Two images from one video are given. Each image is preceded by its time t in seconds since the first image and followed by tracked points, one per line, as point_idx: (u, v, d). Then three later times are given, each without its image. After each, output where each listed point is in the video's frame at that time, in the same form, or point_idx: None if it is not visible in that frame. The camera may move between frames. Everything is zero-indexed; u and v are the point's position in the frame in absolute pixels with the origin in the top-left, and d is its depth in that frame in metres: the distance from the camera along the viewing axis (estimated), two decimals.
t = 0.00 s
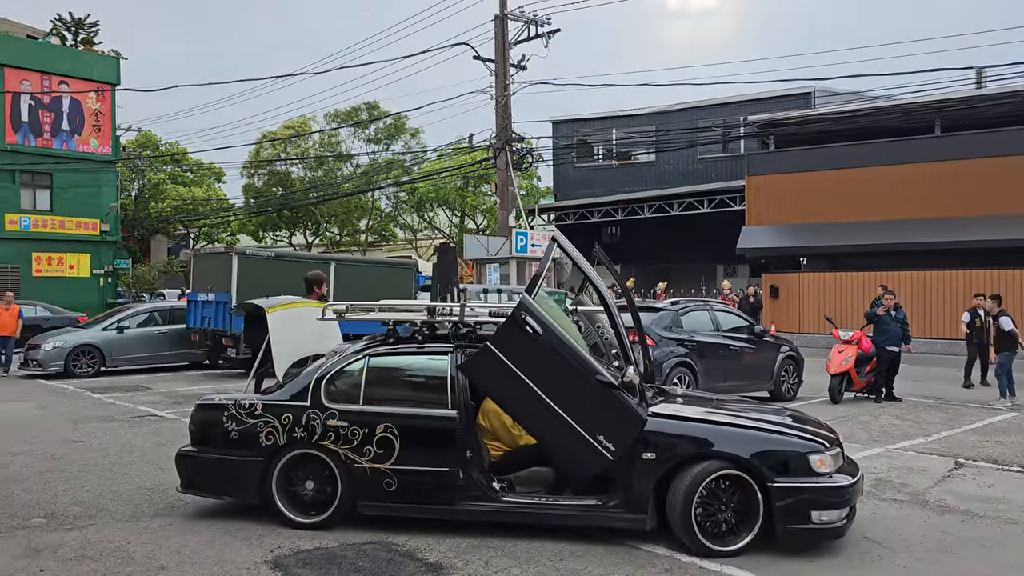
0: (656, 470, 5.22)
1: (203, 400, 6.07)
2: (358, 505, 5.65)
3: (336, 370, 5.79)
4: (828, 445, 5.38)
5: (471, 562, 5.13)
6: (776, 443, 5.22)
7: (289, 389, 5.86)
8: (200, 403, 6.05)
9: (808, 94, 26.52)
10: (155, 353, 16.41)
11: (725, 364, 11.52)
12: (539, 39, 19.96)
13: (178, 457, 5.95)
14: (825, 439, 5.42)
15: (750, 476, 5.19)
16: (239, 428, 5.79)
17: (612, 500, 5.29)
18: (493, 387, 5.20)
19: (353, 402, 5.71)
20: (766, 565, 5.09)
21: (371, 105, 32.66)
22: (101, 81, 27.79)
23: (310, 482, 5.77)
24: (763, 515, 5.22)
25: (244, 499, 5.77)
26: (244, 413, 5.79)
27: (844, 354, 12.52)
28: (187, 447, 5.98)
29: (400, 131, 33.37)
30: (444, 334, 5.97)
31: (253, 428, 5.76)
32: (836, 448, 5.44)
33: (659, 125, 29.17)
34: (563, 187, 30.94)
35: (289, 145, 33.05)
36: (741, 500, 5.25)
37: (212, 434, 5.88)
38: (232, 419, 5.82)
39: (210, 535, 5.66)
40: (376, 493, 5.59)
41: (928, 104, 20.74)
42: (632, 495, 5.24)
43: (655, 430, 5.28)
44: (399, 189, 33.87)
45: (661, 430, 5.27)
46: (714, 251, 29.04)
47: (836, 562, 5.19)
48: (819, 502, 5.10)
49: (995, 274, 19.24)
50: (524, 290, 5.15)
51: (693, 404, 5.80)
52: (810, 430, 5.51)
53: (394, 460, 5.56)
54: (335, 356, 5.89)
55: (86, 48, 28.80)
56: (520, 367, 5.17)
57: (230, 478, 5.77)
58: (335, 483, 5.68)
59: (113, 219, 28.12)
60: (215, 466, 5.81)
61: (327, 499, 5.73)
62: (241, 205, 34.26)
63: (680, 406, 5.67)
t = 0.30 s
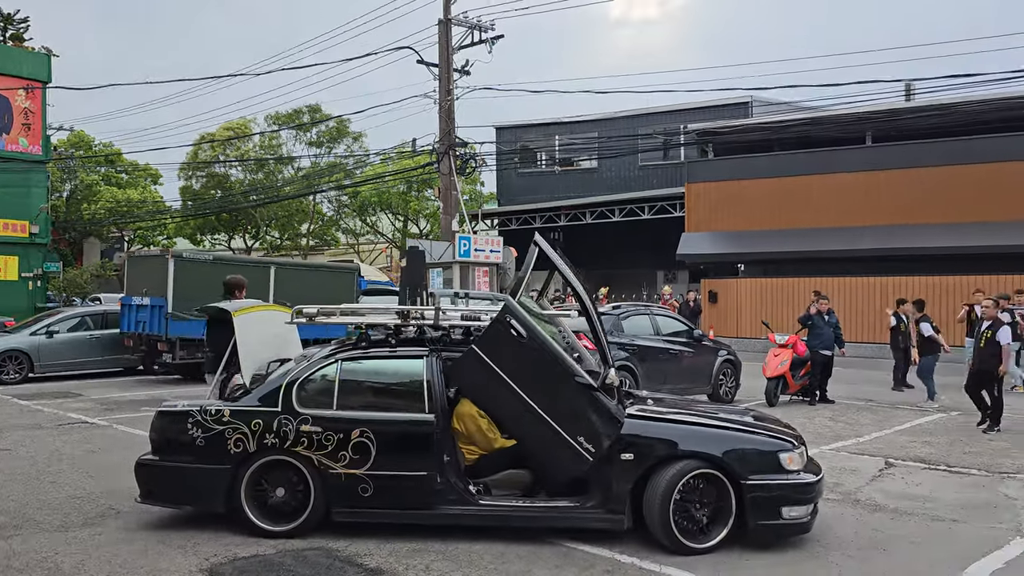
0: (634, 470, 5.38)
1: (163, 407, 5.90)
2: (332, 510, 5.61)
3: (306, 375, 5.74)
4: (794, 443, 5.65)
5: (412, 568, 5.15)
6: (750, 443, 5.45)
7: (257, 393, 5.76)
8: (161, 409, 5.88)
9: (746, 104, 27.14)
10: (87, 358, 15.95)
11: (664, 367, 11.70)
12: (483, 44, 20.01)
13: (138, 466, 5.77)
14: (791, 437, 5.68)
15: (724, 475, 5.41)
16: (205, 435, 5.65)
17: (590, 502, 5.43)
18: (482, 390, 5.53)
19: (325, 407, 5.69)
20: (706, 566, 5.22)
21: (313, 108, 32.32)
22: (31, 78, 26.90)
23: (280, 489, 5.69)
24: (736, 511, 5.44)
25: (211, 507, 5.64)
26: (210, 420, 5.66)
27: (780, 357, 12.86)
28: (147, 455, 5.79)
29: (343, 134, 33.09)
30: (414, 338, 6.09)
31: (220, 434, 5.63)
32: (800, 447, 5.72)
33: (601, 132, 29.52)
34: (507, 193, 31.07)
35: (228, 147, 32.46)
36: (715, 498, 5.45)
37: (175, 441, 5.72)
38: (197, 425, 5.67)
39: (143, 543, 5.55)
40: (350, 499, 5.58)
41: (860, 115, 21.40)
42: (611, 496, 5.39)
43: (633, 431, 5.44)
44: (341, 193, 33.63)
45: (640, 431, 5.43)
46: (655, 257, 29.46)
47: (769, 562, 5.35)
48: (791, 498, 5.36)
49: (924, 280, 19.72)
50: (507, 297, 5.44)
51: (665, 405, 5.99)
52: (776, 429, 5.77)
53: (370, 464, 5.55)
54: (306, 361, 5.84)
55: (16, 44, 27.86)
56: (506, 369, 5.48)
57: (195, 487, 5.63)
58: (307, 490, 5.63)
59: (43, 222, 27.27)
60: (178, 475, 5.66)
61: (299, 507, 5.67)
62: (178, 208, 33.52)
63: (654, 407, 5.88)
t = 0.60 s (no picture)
0: (599, 461, 5.63)
1: (114, 407, 5.75)
2: (297, 509, 5.62)
3: (270, 373, 5.70)
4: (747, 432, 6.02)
5: (344, 565, 5.17)
6: (707, 432, 5.78)
7: (218, 391, 5.69)
8: (111, 409, 5.72)
9: (677, 105, 27.65)
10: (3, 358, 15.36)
11: (596, 365, 11.87)
12: (417, 42, 19.90)
13: (88, 469, 5.59)
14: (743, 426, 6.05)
15: (685, 464, 5.72)
16: (162, 435, 5.54)
17: (555, 494, 5.66)
18: (453, 384, 5.62)
19: (290, 405, 5.67)
20: (637, 558, 5.36)
21: (244, 103, 31.69)
22: None
23: (242, 489, 5.64)
24: (695, 499, 5.74)
25: (168, 510, 5.53)
26: (168, 420, 5.55)
27: (709, 354, 13.07)
28: (98, 457, 5.62)
29: (275, 130, 32.53)
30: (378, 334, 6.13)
31: (178, 434, 5.53)
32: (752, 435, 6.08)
33: (535, 132, 29.68)
34: (442, 192, 31.01)
35: (154, 142, 31.53)
36: (676, 486, 5.74)
37: (128, 442, 5.57)
38: (154, 425, 5.56)
39: (64, 546, 5.44)
40: (316, 498, 5.59)
41: (787, 118, 21.98)
42: (577, 487, 5.63)
43: (598, 423, 5.68)
44: (273, 190, 33.22)
45: (606, 422, 5.68)
46: (589, 256, 29.76)
47: (696, 551, 5.53)
48: (747, 485, 5.72)
49: (850, 279, 20.47)
50: (480, 292, 5.46)
51: (623, 399, 6.26)
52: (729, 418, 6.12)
53: (337, 461, 5.57)
54: (268, 358, 5.79)
55: None
56: (478, 364, 5.57)
57: (152, 488, 5.51)
58: (271, 489, 5.60)
59: None
60: (133, 477, 5.52)
61: (261, 507, 5.64)
62: (101, 204, 32.44)
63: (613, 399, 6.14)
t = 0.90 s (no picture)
0: (565, 451, 5.80)
1: (66, 406, 5.54)
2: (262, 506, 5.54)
3: (234, 369, 5.62)
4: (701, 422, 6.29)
5: (276, 563, 5.10)
6: (667, 422, 6.02)
7: (179, 389, 5.56)
8: (63, 407, 5.51)
9: (615, 107, 27.97)
10: None
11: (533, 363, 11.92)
12: (354, 37, 19.71)
13: (39, 469, 5.37)
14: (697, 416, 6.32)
15: (646, 453, 5.94)
16: (121, 433, 5.37)
17: (521, 485, 5.82)
18: (426, 376, 5.66)
19: (257, 400, 5.60)
20: (572, 550, 5.42)
21: (176, 96, 30.93)
22: None
23: (204, 487, 5.53)
24: (655, 486, 5.98)
25: (126, 510, 5.37)
26: (126, 417, 5.39)
27: (644, 351, 13.41)
28: (51, 457, 5.41)
29: (209, 125, 31.86)
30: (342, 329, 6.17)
31: (138, 432, 5.37)
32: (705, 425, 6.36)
33: (475, 130, 29.69)
34: (381, 189, 30.81)
35: (81, 135, 30.54)
36: (636, 475, 5.96)
37: (84, 441, 5.38)
38: (111, 423, 5.38)
39: None
40: (282, 494, 5.52)
41: (721, 121, 22.41)
42: (544, 477, 5.80)
43: (564, 415, 5.84)
44: (207, 186, 32.54)
45: (573, 414, 5.85)
46: (528, 255, 29.92)
47: (631, 542, 5.60)
48: (704, 472, 5.98)
49: (781, 279, 20.97)
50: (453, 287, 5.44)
51: (585, 392, 6.44)
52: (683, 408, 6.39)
53: (304, 457, 5.51)
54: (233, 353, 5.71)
55: None
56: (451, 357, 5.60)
57: (109, 489, 5.35)
58: (235, 487, 5.52)
59: None
60: (89, 478, 5.34)
61: (225, 505, 5.54)
62: (24, 198, 31.32)
63: (573, 392, 6.32)
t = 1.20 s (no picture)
0: (544, 440, 5.93)
1: (37, 399, 5.43)
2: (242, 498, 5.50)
3: (213, 360, 5.57)
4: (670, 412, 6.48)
5: (222, 557, 5.01)
6: (639, 411, 6.19)
7: (156, 382, 5.49)
8: (35, 400, 5.40)
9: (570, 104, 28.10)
10: None
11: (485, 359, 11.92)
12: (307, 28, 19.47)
13: (10, 464, 5.25)
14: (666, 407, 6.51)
15: (621, 442, 6.10)
16: (97, 426, 5.29)
17: (501, 474, 5.89)
18: (411, 365, 5.67)
19: (237, 393, 5.56)
20: (522, 541, 5.43)
21: (122, 85, 30.22)
22: None
23: (183, 480, 5.46)
24: (628, 474, 6.14)
25: (103, 504, 5.28)
26: (102, 410, 5.31)
27: (597, 347, 13.31)
28: (22, 452, 5.29)
29: (156, 115, 31.21)
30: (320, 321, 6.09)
31: (114, 425, 5.29)
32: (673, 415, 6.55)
33: (429, 125, 29.58)
34: (333, 183, 30.54)
35: (22, 123, 29.66)
36: (610, 463, 6.11)
37: (57, 435, 5.28)
38: (86, 416, 5.29)
39: None
40: (263, 487, 5.49)
41: (674, 120, 22.65)
42: (524, 466, 5.89)
43: (543, 405, 5.97)
44: (154, 178, 31.90)
45: (551, 405, 5.98)
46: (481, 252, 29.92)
47: (581, 534, 5.62)
48: (676, 460, 6.17)
49: (730, 275, 21.28)
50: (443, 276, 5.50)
51: (558, 383, 6.58)
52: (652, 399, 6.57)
53: (286, 449, 5.50)
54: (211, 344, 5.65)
55: None
56: (439, 346, 5.63)
57: (84, 483, 5.25)
58: (215, 480, 5.46)
59: None
60: (63, 472, 5.23)
61: (204, 498, 5.48)
62: None
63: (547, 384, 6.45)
